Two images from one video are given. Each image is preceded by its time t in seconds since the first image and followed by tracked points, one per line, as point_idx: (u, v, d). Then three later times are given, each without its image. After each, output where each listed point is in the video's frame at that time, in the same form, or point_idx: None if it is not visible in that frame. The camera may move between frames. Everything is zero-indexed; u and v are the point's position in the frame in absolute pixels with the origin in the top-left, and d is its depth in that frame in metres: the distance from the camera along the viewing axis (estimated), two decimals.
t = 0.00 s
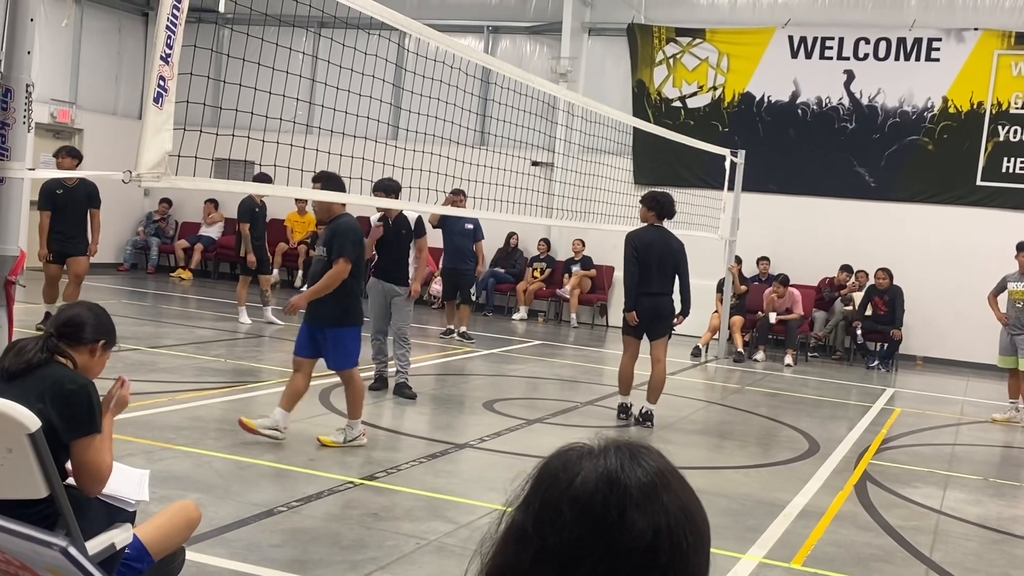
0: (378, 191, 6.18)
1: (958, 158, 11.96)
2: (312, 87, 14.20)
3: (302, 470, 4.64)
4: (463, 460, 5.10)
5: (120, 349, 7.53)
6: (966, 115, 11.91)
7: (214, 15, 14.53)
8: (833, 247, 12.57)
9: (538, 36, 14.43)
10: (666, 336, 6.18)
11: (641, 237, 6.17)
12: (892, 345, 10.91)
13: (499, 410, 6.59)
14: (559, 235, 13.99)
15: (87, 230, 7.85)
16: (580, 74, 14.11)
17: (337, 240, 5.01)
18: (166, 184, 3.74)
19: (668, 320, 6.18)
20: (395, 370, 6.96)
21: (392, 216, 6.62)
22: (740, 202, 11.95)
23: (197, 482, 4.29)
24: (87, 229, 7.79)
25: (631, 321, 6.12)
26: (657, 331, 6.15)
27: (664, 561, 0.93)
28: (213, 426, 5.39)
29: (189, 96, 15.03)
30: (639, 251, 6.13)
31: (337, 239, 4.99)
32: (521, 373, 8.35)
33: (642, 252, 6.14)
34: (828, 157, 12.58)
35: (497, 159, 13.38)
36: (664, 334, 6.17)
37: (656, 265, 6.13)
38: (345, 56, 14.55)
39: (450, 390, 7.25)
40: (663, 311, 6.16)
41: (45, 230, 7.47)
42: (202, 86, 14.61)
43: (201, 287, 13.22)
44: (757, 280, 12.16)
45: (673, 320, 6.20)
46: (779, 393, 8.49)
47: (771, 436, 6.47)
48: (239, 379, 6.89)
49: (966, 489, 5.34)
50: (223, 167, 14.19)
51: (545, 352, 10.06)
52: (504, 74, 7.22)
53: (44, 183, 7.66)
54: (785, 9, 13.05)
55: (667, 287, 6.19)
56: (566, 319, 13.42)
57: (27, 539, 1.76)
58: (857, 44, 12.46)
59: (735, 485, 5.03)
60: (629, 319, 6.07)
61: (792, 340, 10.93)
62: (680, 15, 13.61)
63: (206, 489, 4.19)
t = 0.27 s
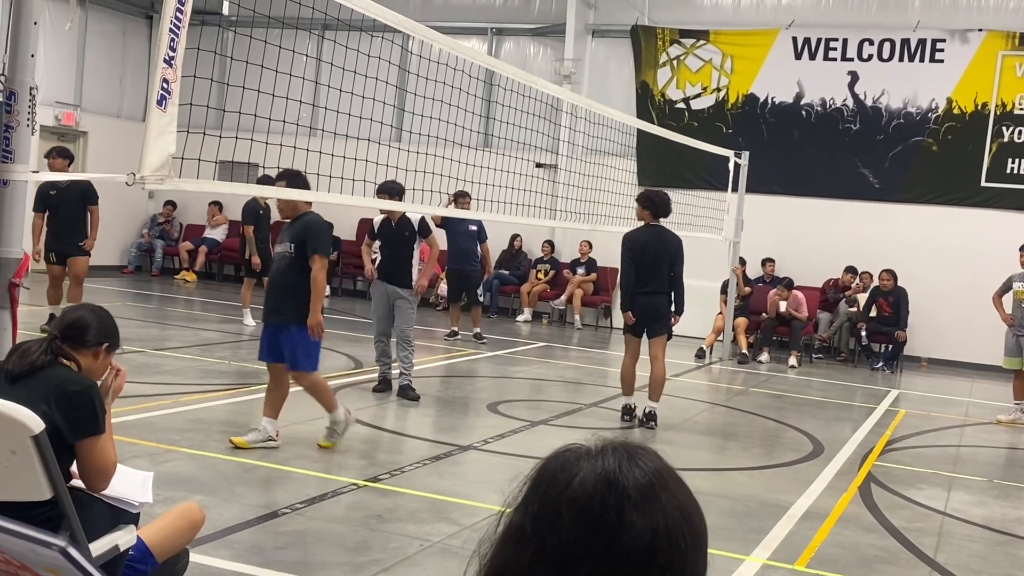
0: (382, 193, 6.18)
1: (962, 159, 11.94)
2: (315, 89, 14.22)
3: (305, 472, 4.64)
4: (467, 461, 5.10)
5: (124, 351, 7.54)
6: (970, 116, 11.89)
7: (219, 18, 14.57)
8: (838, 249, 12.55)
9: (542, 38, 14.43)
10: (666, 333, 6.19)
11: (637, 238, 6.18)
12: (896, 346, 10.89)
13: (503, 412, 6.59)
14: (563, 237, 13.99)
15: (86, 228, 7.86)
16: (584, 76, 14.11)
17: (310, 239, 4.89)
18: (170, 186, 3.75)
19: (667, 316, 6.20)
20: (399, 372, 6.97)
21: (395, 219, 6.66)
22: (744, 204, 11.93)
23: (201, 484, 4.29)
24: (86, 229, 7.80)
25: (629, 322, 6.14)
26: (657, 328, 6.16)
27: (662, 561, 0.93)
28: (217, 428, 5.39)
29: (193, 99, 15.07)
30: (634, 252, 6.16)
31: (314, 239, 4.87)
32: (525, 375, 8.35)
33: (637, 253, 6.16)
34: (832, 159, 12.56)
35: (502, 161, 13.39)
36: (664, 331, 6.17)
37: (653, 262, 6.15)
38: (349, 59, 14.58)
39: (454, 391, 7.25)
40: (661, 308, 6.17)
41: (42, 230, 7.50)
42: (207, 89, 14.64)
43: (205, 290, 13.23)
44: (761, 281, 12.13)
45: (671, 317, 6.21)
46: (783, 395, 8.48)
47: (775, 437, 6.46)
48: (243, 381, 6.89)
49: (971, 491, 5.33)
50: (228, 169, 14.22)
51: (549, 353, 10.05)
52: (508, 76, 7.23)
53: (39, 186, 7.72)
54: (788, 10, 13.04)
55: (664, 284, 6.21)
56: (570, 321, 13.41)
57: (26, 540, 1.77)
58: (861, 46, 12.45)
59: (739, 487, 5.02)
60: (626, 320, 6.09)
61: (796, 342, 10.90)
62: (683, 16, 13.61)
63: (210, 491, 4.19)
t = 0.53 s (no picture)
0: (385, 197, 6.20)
1: (964, 162, 11.93)
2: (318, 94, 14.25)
3: (308, 476, 4.65)
4: (469, 465, 5.10)
5: (127, 355, 7.55)
6: (973, 120, 11.89)
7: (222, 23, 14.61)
8: (840, 252, 12.55)
9: (545, 42, 14.45)
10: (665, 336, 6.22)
11: (633, 241, 6.22)
12: (899, 350, 10.87)
13: (505, 415, 6.59)
14: (565, 240, 13.99)
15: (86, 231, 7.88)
16: (586, 80, 14.13)
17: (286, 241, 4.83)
18: (172, 191, 3.76)
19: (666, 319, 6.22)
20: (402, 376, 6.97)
21: (398, 222, 6.70)
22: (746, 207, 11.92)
23: (203, 488, 4.29)
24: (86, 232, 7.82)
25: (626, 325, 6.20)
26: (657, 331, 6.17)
27: (663, 566, 0.94)
28: (219, 432, 5.40)
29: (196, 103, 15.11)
30: (630, 255, 6.20)
31: (292, 243, 4.81)
32: (527, 379, 8.34)
33: (633, 256, 6.20)
34: (835, 162, 12.56)
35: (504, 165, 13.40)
36: (664, 333, 6.20)
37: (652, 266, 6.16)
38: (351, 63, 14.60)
39: (456, 395, 7.25)
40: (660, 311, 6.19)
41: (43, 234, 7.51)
42: (210, 94, 14.68)
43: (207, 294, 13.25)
44: (763, 285, 12.12)
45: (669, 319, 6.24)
46: (786, 399, 8.47)
47: (778, 441, 6.46)
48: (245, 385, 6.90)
49: (973, 494, 5.32)
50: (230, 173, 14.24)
51: (551, 357, 10.05)
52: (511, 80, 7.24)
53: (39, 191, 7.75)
54: (790, 14, 13.05)
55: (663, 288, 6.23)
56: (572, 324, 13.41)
57: (24, 544, 1.78)
58: (863, 49, 12.45)
59: (741, 490, 5.02)
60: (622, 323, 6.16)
61: (799, 345, 10.89)
62: (686, 20, 13.61)
63: (212, 495, 4.19)
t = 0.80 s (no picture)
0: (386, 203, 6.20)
1: (964, 169, 11.95)
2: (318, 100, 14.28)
3: (308, 482, 4.64)
4: (469, 471, 5.10)
5: (127, 361, 7.55)
6: (973, 126, 11.91)
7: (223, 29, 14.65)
8: (840, 258, 12.55)
9: (545, 48, 14.47)
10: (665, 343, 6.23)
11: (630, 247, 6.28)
12: (899, 356, 10.87)
13: (505, 421, 6.58)
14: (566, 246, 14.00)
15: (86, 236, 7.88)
16: (586, 86, 14.16)
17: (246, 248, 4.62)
18: (173, 197, 3.77)
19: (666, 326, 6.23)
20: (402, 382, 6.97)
21: (399, 228, 6.70)
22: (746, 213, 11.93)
23: (203, 494, 4.29)
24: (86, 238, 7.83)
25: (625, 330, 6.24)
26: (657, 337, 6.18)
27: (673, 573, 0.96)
28: (219, 438, 5.40)
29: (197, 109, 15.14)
30: (627, 261, 6.26)
31: (252, 251, 4.59)
32: (528, 385, 8.34)
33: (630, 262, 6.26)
34: (835, 168, 12.58)
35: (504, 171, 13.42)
36: (663, 340, 6.20)
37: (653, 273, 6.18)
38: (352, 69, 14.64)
39: (456, 401, 7.25)
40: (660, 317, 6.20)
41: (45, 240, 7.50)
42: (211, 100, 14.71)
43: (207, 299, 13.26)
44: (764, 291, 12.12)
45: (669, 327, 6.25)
46: (786, 405, 8.47)
47: (778, 447, 6.45)
48: (245, 391, 6.89)
49: (974, 501, 5.32)
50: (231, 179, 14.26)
51: (551, 363, 10.05)
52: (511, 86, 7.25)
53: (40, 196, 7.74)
54: (790, 20, 13.08)
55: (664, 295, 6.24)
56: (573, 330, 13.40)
57: (24, 552, 1.87)
58: (863, 55, 12.48)
59: (741, 497, 5.01)
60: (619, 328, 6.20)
61: (799, 351, 10.88)
62: (686, 26, 13.64)
63: (212, 502, 4.19)
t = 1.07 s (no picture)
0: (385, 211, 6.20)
1: (963, 178, 11.97)
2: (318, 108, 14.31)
3: (306, 491, 4.64)
4: (467, 480, 5.09)
5: (125, 369, 7.54)
6: (971, 135, 11.93)
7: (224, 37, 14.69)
8: (838, 267, 12.56)
9: (544, 57, 14.51)
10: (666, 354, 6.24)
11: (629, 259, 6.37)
12: (898, 365, 10.87)
13: (504, 430, 6.57)
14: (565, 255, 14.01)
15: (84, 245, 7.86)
16: (585, 94, 14.18)
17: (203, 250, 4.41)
18: (172, 206, 3.78)
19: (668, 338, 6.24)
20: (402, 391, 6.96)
21: (399, 236, 6.69)
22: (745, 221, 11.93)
23: (202, 503, 4.28)
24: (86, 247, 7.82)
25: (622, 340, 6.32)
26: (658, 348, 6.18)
27: None
28: (218, 446, 5.39)
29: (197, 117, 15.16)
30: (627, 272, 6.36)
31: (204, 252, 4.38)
32: (526, 393, 8.34)
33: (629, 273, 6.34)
34: (834, 177, 12.60)
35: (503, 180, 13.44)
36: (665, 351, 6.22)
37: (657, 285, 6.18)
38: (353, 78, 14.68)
39: (455, 409, 7.24)
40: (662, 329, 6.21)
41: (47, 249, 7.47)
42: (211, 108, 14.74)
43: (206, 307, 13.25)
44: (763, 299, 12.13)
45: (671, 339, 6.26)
46: (785, 413, 8.46)
47: (777, 456, 6.44)
48: (244, 399, 6.89)
49: (972, 510, 5.31)
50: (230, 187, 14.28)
51: (550, 371, 10.05)
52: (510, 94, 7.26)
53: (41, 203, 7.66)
54: (789, 29, 13.11)
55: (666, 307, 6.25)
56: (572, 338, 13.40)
57: (19, 567, 2.02)
58: (862, 65, 12.52)
59: (740, 506, 5.00)
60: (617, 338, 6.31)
61: (798, 360, 10.88)
62: (685, 35, 13.68)
63: (210, 510, 4.17)
